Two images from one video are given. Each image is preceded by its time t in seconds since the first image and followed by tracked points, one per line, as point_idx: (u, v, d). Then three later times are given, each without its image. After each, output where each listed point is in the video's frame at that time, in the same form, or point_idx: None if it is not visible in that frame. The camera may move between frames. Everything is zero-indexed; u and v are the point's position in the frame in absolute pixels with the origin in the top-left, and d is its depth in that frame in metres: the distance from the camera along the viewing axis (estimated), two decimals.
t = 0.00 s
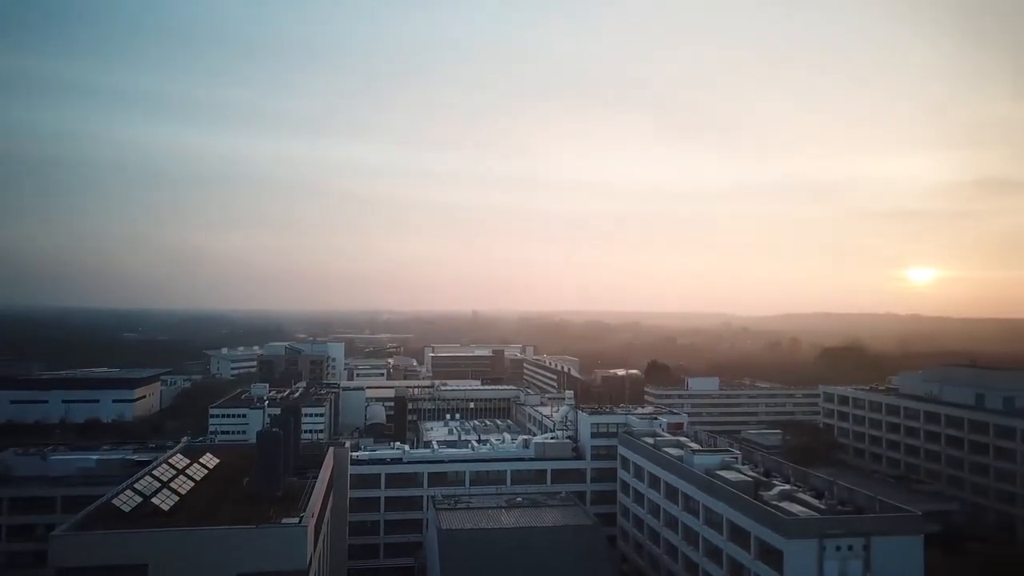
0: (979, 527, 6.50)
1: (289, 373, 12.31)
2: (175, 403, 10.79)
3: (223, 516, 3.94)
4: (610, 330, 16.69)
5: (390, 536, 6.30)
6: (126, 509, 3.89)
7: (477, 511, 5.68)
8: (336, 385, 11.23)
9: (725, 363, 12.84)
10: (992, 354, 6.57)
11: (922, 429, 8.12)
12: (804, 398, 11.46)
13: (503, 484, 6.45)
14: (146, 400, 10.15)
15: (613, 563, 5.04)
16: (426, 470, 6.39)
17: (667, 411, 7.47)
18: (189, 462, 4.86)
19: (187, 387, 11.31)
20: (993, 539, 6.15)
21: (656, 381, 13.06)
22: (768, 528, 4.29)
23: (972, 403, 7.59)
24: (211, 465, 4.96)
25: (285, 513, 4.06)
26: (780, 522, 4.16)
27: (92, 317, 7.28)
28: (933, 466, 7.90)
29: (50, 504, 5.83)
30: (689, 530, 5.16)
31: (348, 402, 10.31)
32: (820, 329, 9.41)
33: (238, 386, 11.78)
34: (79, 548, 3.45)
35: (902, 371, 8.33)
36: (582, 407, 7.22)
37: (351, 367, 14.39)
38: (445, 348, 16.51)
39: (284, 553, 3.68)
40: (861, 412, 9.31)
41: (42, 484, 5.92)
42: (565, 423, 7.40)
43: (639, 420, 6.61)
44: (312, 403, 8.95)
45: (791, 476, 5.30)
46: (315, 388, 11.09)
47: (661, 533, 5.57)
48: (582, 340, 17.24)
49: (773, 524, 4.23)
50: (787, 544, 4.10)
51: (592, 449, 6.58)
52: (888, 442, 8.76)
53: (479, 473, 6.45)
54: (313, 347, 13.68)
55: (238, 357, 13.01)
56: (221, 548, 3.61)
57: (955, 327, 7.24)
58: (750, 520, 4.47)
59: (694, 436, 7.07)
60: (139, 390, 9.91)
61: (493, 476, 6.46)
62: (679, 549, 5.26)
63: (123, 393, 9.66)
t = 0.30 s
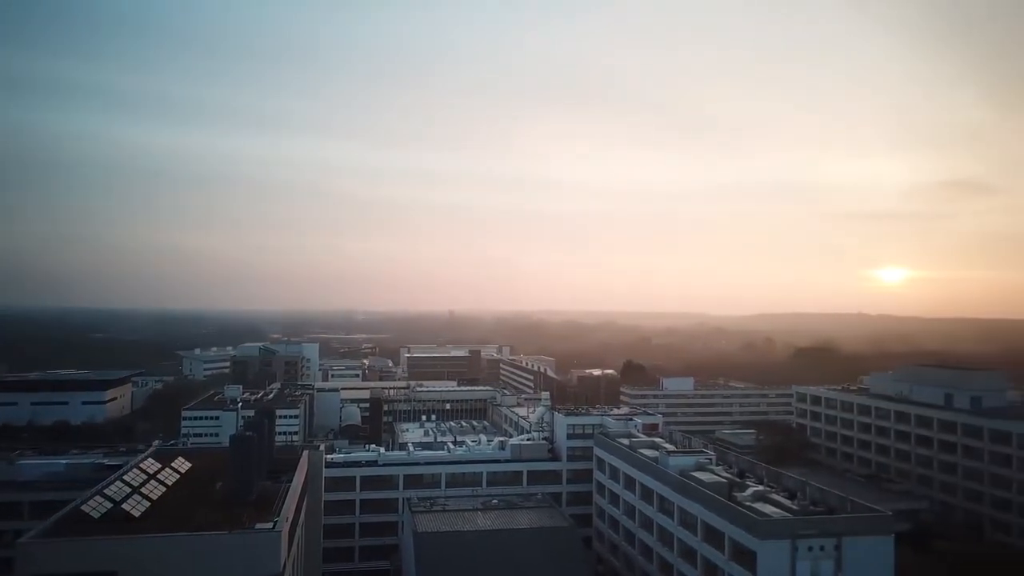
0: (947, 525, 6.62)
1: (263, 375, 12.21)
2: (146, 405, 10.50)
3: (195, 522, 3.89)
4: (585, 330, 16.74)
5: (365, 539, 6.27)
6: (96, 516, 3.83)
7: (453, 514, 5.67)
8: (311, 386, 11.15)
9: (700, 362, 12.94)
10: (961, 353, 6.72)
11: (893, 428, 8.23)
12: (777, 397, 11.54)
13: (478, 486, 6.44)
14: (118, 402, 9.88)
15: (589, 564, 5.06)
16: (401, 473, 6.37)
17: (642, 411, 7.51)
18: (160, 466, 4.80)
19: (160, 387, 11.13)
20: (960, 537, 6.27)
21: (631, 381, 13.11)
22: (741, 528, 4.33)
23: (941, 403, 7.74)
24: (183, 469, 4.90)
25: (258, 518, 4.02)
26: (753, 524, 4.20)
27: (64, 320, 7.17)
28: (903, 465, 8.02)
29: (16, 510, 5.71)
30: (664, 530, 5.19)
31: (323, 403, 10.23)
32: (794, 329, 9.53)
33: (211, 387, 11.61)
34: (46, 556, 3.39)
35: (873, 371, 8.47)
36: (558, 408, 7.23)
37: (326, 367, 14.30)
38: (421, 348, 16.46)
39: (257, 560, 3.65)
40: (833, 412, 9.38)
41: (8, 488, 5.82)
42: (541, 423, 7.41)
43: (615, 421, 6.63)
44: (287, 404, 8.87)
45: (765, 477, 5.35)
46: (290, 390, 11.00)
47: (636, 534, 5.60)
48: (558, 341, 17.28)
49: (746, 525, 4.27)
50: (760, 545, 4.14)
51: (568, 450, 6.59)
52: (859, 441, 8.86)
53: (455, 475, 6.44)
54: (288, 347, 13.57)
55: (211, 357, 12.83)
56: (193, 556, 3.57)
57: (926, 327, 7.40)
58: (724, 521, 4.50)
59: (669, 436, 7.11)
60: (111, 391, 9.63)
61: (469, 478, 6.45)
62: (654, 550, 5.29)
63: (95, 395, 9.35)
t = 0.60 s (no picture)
0: (914, 523, 6.73)
1: (236, 376, 12.08)
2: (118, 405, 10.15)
3: (166, 528, 3.84)
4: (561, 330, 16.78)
5: (339, 542, 6.22)
6: (64, 522, 3.77)
7: (428, 516, 5.65)
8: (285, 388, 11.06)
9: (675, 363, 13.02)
10: (929, 353, 6.89)
11: (863, 428, 8.34)
12: (750, 397, 11.65)
13: (454, 488, 6.42)
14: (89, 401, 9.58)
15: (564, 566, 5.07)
16: (376, 475, 6.33)
17: (617, 412, 7.53)
18: (131, 471, 4.73)
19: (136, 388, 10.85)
20: (926, 535, 6.37)
21: (606, 381, 13.14)
22: (715, 529, 4.36)
23: (910, 403, 7.87)
24: (154, 474, 4.83)
25: (230, 524, 3.98)
26: (726, 524, 4.24)
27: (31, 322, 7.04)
28: (872, 464, 8.13)
29: None
30: (639, 531, 5.22)
31: (297, 405, 10.16)
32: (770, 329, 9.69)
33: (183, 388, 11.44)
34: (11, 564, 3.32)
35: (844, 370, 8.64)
36: (534, 409, 7.24)
37: (300, 368, 14.19)
38: (396, 348, 16.40)
39: (230, 566, 3.61)
40: (805, 412, 9.46)
41: None
42: (517, 425, 7.41)
43: (590, 422, 6.65)
44: (260, 407, 8.79)
45: (738, 478, 5.40)
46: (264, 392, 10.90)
47: (611, 535, 5.62)
48: (533, 341, 17.30)
49: (720, 526, 4.30)
50: (732, 545, 4.18)
51: (543, 451, 6.60)
52: (831, 441, 8.96)
53: (430, 477, 6.42)
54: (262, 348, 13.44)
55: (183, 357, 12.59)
56: (164, 562, 3.52)
57: (896, 328, 7.57)
58: (697, 522, 4.54)
59: (644, 437, 7.15)
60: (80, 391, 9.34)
61: (445, 480, 6.43)
62: (629, 551, 5.32)
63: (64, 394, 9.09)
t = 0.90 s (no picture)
0: (882, 519, 6.83)
1: (208, 377, 11.93)
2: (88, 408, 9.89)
3: (136, 534, 3.78)
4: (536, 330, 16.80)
5: (312, 545, 6.17)
6: (30, 529, 3.69)
7: (402, 519, 5.63)
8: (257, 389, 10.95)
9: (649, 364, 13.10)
10: (898, 354, 7.02)
11: (834, 428, 8.44)
12: (723, 397, 11.75)
13: (428, 490, 6.40)
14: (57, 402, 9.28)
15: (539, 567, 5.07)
16: (350, 477, 6.29)
17: (592, 412, 7.55)
18: (99, 476, 4.65)
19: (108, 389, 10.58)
20: (894, 532, 6.48)
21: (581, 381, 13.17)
22: (688, 530, 4.39)
23: (880, 402, 7.99)
24: (123, 479, 4.76)
25: (201, 529, 3.92)
26: (700, 525, 4.27)
27: None
28: (842, 463, 8.23)
29: None
30: (613, 532, 5.24)
31: (270, 406, 10.06)
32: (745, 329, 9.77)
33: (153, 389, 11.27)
34: None
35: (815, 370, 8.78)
36: (508, 410, 7.23)
37: (273, 368, 14.06)
38: (371, 348, 16.31)
39: (201, 572, 3.57)
40: (778, 412, 9.56)
41: None
42: (492, 426, 7.40)
43: (565, 423, 6.66)
44: (232, 409, 8.69)
45: (711, 479, 5.44)
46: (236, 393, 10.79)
47: (585, 536, 5.64)
48: (508, 341, 17.30)
49: (693, 527, 4.33)
50: (706, 546, 4.21)
51: (518, 452, 6.60)
52: (803, 440, 9.05)
53: (405, 479, 6.39)
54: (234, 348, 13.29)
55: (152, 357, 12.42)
56: (133, 569, 3.46)
57: (867, 329, 7.70)
58: (671, 523, 4.56)
59: (618, 438, 7.17)
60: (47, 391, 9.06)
61: (419, 482, 6.40)
62: (603, 552, 5.34)
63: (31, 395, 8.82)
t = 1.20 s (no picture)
0: (853, 518, 6.98)
1: (178, 378, 11.76)
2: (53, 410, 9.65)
3: (103, 541, 3.72)
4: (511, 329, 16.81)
5: (285, 549, 6.13)
6: None
7: (376, 521, 5.60)
8: (229, 390, 10.82)
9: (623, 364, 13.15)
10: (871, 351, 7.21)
11: (805, 427, 8.53)
12: (696, 397, 11.83)
13: (402, 492, 6.36)
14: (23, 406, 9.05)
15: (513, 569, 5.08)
16: (323, 480, 6.24)
17: (566, 413, 7.55)
18: (65, 481, 4.56)
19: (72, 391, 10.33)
20: (863, 531, 6.60)
21: (555, 381, 13.17)
22: (661, 531, 4.41)
23: (850, 402, 8.09)
24: (90, 484, 4.67)
25: (170, 535, 3.86)
26: (672, 526, 4.29)
27: None
28: (813, 462, 8.34)
29: None
30: (587, 533, 5.26)
31: (242, 406, 9.95)
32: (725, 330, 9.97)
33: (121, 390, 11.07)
34: None
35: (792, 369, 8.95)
36: (483, 411, 7.22)
37: (245, 368, 13.90)
38: (344, 348, 16.20)
39: None
40: (750, 411, 9.62)
41: None
42: (466, 427, 7.38)
43: (540, 424, 6.66)
44: (203, 410, 8.58)
45: (685, 480, 5.47)
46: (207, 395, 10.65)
47: (560, 537, 5.65)
48: (482, 341, 17.28)
49: (666, 528, 4.35)
50: (678, 547, 4.23)
51: (493, 453, 6.60)
52: (774, 440, 9.13)
53: (378, 481, 6.35)
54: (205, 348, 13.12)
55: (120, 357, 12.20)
56: None
57: (837, 330, 7.83)
58: (644, 524, 4.59)
59: (592, 439, 7.19)
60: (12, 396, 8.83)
61: (393, 484, 6.37)
62: (577, 553, 5.35)
63: None
